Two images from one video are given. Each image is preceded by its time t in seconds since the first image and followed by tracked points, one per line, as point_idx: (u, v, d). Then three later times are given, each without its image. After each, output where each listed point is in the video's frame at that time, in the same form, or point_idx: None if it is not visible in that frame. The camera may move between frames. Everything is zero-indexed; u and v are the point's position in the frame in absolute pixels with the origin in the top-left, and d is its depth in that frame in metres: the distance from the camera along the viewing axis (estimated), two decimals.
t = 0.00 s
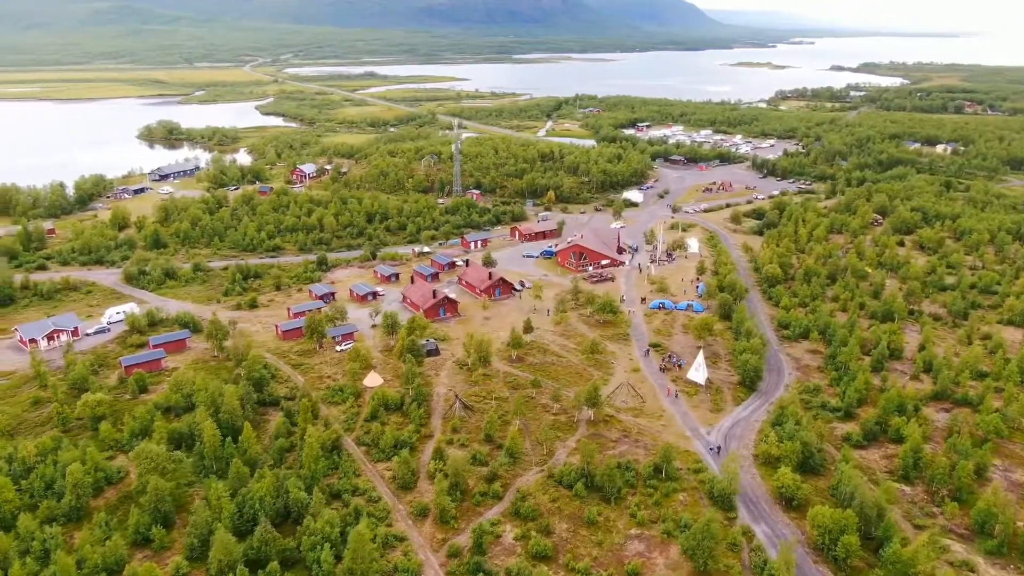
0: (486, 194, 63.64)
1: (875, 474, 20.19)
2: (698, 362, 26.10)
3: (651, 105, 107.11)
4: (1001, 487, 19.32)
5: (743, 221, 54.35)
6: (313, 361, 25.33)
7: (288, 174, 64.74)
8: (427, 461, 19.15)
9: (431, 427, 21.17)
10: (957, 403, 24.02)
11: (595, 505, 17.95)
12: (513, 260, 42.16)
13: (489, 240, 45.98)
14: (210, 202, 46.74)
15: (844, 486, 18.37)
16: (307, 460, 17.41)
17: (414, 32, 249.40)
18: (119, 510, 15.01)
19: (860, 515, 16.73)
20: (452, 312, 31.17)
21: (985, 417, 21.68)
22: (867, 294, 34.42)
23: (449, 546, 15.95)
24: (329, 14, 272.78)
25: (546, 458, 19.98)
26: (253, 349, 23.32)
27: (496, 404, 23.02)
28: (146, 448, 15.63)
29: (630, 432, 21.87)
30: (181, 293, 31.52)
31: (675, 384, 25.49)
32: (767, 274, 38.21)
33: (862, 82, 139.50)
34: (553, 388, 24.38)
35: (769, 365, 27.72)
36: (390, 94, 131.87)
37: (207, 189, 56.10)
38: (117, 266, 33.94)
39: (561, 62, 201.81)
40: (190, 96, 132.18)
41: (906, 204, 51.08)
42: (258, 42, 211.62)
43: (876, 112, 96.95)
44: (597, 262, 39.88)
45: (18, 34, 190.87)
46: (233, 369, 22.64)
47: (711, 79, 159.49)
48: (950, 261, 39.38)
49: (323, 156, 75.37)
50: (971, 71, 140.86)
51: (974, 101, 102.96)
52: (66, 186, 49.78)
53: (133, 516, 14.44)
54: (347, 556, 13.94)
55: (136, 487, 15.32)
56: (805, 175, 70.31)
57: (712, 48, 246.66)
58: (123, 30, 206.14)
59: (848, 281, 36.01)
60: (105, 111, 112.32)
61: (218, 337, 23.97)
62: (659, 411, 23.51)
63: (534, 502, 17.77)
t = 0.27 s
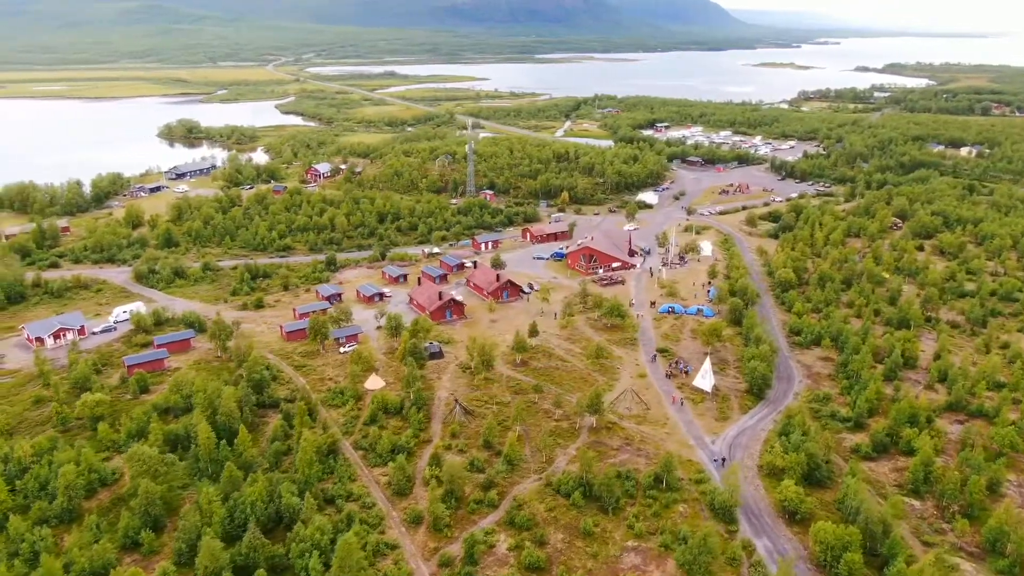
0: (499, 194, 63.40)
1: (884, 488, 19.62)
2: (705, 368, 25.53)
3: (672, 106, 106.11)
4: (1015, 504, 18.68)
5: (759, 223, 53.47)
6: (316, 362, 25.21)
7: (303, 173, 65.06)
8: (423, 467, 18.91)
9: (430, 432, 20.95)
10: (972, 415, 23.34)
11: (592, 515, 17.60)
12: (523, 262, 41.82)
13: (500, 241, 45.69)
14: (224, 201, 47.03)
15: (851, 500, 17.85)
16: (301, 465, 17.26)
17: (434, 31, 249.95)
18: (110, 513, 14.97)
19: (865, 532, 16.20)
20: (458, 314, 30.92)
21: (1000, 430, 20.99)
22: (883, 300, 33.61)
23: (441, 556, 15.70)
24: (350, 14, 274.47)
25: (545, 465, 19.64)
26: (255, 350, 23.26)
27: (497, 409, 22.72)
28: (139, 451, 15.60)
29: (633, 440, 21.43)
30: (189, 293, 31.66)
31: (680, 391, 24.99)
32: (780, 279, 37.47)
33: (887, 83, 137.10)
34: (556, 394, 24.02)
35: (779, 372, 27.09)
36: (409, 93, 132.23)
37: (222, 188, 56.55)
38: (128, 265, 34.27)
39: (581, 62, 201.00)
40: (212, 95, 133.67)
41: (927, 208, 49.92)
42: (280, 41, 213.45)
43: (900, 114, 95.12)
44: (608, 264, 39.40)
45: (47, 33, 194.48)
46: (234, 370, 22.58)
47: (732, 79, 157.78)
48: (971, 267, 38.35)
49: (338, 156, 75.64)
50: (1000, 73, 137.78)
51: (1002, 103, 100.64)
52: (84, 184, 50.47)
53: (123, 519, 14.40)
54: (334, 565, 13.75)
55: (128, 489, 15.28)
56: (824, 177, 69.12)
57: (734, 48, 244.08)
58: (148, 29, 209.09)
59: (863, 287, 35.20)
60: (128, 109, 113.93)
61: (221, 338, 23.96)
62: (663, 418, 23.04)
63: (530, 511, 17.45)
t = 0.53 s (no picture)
0: (513, 195, 63.16)
1: (892, 502, 19.05)
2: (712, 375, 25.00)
3: (692, 106, 104.97)
4: None
5: (775, 226, 52.57)
6: (318, 364, 25.14)
7: (318, 172, 65.37)
8: (420, 474, 18.72)
9: (428, 437, 20.75)
10: (987, 427, 22.64)
11: (588, 526, 17.30)
12: (533, 264, 41.51)
13: (511, 242, 45.43)
14: (237, 200, 47.35)
15: (856, 515, 17.35)
16: (295, 470, 17.15)
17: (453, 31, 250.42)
18: (101, 515, 14.99)
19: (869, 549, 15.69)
20: (464, 316, 30.71)
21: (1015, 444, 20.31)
22: (899, 306, 32.78)
23: (432, 565, 15.49)
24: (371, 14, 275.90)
25: (543, 473, 19.35)
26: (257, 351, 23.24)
27: (498, 413, 22.44)
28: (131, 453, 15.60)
29: (634, 448, 21.04)
30: (197, 292, 31.84)
31: (686, 398, 24.51)
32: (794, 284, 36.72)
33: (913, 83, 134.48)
34: (559, 399, 23.69)
35: (788, 380, 26.48)
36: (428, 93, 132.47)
37: (237, 187, 56.98)
38: (139, 263, 34.60)
39: (600, 62, 199.95)
40: (234, 94, 135.08)
41: (949, 212, 48.70)
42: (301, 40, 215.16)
43: (925, 115, 93.19)
44: (618, 267, 38.94)
45: (74, 32, 198.01)
46: (235, 371, 22.58)
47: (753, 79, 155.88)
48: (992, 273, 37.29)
49: (354, 155, 75.89)
50: None
51: None
52: (102, 182, 51.15)
53: (113, 522, 14.40)
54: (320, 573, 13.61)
55: (120, 492, 15.28)
56: (844, 179, 67.87)
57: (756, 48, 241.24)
58: (172, 28, 211.92)
59: (879, 292, 34.39)
60: (150, 108, 115.50)
61: (224, 338, 24.01)
62: (667, 426, 22.60)
63: (525, 520, 17.19)
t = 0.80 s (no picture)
0: (528, 195, 62.90)
1: (900, 518, 18.48)
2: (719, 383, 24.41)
3: (717, 107, 103.62)
4: None
5: (792, 229, 51.64)
6: (322, 366, 25.07)
7: (334, 172, 65.70)
8: (416, 480, 18.52)
9: (427, 441, 20.57)
10: (1003, 441, 21.96)
11: (584, 537, 16.96)
12: (544, 265, 41.17)
13: (523, 243, 45.14)
14: (252, 200, 47.72)
15: (861, 531, 16.83)
16: (288, 474, 17.03)
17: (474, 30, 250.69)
18: (92, 517, 14.99)
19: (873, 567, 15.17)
20: (471, 319, 30.48)
21: None
22: (917, 312, 31.97)
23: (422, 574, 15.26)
24: (393, 13, 277.22)
25: (542, 481, 19.02)
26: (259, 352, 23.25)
27: (499, 418, 22.16)
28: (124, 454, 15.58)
29: (636, 456, 20.62)
30: (206, 291, 32.03)
31: (692, 406, 24.04)
32: (808, 289, 35.96)
33: (942, 84, 131.73)
34: (562, 405, 23.37)
35: (798, 389, 25.86)
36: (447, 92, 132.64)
37: (254, 186, 57.48)
38: (151, 262, 34.97)
39: (621, 62, 198.80)
40: (257, 93, 136.46)
41: (973, 216, 47.45)
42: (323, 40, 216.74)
43: (952, 117, 91.17)
44: (630, 270, 38.43)
45: (102, 32, 201.53)
46: (238, 372, 22.65)
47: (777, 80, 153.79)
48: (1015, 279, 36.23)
49: (371, 155, 76.16)
50: None
51: None
52: (120, 180, 51.83)
53: (102, 524, 14.39)
54: None
55: (113, 494, 15.28)
56: (866, 182, 66.55)
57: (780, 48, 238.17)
58: (197, 27, 214.71)
59: (896, 298, 33.56)
60: (174, 107, 117.18)
61: (229, 338, 24.11)
62: (671, 434, 22.15)
63: (521, 530, 16.91)
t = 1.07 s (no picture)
0: (542, 196, 62.57)
1: (909, 534, 17.89)
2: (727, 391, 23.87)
3: (737, 107, 102.30)
4: None
5: (810, 232, 50.65)
6: (325, 367, 25.03)
7: (349, 171, 65.95)
8: (411, 485, 18.33)
9: (427, 445, 20.37)
10: (1020, 455, 21.24)
11: (580, 548, 16.63)
12: (555, 267, 40.84)
13: (535, 245, 44.84)
14: (266, 199, 48.03)
15: (866, 549, 16.30)
16: (282, 478, 16.95)
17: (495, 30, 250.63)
18: (85, 519, 15.07)
19: None
20: (478, 321, 30.27)
21: None
22: (935, 320, 31.14)
23: None
24: (415, 12, 278.22)
25: (540, 489, 18.71)
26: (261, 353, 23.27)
27: (500, 424, 21.88)
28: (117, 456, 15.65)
29: (638, 465, 20.22)
30: (215, 290, 32.25)
31: (698, 413, 23.58)
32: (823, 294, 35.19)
33: (973, 85, 128.67)
34: (565, 410, 23.04)
35: (809, 397, 25.24)
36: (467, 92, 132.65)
37: (269, 185, 57.91)
38: (163, 260, 35.37)
39: (643, 61, 197.33)
40: (278, 92, 137.78)
41: (999, 220, 46.12)
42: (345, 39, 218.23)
43: (981, 118, 88.89)
44: (641, 273, 37.94)
45: (130, 31, 205.02)
46: (239, 372, 22.70)
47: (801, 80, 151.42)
48: None
49: (388, 154, 76.35)
50: None
51: None
52: (139, 178, 52.55)
53: (93, 526, 14.45)
54: None
55: (106, 495, 15.34)
56: (889, 184, 65.14)
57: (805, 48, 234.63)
58: (222, 27, 217.44)
59: (913, 305, 32.72)
60: (197, 105, 118.75)
61: (233, 339, 24.20)
62: (675, 442, 21.71)
63: (515, 539, 16.63)
